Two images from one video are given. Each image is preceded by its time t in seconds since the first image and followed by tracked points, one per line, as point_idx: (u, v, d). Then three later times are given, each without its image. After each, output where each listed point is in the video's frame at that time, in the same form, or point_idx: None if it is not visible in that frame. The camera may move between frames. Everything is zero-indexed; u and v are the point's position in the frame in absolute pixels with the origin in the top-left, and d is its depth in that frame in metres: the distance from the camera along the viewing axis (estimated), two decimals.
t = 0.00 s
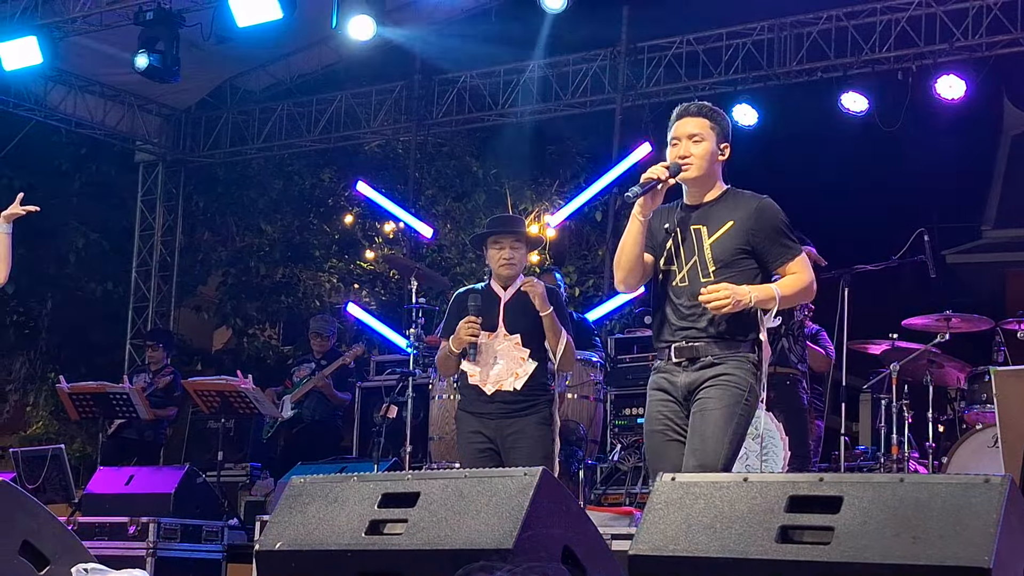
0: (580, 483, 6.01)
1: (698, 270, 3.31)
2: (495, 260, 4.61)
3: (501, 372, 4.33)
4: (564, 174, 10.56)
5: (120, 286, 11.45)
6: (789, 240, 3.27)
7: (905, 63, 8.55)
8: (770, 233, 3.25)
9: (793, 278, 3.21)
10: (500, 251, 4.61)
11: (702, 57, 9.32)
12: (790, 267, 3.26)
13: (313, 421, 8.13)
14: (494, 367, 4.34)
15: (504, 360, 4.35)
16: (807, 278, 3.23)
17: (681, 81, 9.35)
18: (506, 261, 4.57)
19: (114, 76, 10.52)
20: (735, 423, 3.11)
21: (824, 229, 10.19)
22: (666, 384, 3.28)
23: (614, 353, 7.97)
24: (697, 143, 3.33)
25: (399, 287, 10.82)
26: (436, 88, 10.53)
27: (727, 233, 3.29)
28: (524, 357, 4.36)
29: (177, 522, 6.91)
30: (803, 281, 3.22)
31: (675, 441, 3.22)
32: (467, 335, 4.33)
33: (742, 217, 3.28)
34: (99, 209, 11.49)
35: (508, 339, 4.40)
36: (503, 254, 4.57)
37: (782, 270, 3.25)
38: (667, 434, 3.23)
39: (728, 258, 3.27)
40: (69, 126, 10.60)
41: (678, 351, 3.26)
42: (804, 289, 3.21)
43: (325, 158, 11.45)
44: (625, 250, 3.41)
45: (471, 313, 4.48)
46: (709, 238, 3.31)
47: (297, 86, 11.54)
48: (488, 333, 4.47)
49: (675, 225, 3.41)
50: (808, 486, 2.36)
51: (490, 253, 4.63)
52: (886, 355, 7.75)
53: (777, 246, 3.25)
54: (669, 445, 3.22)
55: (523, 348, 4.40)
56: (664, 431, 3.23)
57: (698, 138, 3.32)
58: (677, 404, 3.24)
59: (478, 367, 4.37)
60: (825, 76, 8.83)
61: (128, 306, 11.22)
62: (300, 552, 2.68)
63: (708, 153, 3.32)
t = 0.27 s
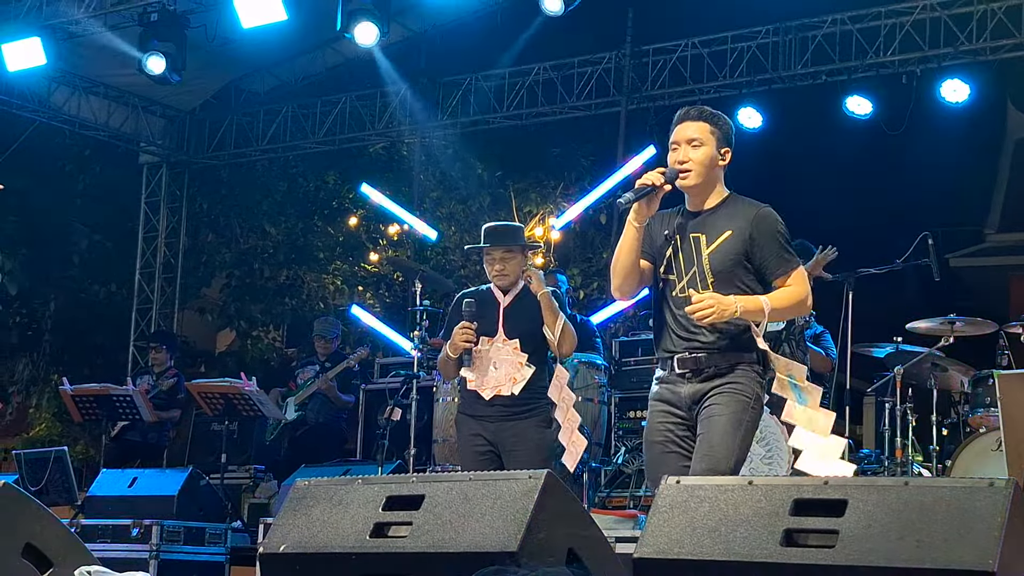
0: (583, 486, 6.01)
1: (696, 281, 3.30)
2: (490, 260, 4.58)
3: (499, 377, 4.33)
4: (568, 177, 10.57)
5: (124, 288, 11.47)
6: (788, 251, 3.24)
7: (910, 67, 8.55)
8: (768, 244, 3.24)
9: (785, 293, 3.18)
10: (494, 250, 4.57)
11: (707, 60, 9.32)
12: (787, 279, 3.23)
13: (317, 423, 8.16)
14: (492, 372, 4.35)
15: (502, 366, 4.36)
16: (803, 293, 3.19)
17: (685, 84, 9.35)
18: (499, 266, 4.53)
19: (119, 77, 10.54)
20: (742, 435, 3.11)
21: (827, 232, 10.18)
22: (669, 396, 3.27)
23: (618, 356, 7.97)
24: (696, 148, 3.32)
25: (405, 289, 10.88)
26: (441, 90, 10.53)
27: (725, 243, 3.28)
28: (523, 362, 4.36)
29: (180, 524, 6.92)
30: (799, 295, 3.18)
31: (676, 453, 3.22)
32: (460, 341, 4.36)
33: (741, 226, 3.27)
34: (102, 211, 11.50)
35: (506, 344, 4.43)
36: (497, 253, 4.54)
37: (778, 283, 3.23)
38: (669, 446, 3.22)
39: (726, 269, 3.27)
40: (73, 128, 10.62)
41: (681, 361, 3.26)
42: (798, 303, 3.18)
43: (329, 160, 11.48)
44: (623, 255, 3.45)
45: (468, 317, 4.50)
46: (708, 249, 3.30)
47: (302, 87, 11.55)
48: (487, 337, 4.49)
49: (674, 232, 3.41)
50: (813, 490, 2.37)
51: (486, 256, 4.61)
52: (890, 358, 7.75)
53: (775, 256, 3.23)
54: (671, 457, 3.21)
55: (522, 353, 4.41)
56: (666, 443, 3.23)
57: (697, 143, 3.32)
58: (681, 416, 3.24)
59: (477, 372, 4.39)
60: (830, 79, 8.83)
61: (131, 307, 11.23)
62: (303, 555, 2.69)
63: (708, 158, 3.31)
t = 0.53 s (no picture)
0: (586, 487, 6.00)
1: (701, 252, 3.22)
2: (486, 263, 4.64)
3: (497, 379, 4.34)
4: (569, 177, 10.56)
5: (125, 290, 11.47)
6: (797, 226, 3.18)
7: (910, 66, 8.55)
8: (776, 218, 3.17)
9: (793, 268, 3.12)
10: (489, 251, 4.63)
11: (708, 60, 9.32)
12: (795, 254, 3.17)
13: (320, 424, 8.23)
14: (489, 373, 4.36)
15: (499, 366, 4.36)
16: (811, 269, 3.14)
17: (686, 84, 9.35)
18: (494, 268, 4.57)
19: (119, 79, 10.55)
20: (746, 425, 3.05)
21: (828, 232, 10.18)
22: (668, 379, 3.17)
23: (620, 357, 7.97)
24: (699, 123, 3.26)
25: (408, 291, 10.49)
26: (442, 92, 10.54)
27: (733, 215, 3.20)
28: (519, 362, 4.36)
29: (183, 526, 6.93)
30: (806, 271, 3.14)
31: (670, 438, 3.13)
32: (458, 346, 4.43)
33: (749, 198, 3.20)
34: (103, 213, 11.51)
35: (503, 344, 4.43)
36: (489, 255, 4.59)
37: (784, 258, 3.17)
38: (664, 430, 3.13)
39: (733, 241, 3.19)
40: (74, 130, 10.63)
41: (681, 342, 3.17)
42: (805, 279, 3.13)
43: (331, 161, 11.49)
44: (623, 232, 3.35)
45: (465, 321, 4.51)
46: (714, 220, 3.23)
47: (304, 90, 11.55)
48: (485, 339, 4.50)
49: (677, 204, 3.32)
50: (816, 489, 2.37)
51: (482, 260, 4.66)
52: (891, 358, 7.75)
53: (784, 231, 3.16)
54: (664, 441, 3.13)
55: (519, 353, 4.42)
56: (660, 426, 3.14)
57: (700, 117, 3.25)
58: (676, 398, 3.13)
59: (475, 374, 4.40)
60: (831, 79, 8.83)
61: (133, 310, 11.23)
62: (307, 556, 2.69)
63: (711, 132, 3.25)
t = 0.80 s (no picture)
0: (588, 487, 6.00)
1: (705, 253, 3.17)
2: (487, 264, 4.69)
3: (498, 381, 4.34)
4: (570, 177, 10.55)
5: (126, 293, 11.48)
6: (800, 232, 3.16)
7: (910, 66, 8.55)
8: (781, 222, 3.13)
9: (796, 272, 3.11)
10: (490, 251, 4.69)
11: (708, 61, 9.33)
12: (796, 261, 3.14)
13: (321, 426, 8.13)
14: (489, 375, 4.37)
15: (499, 368, 4.37)
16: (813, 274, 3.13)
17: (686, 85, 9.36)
18: (494, 266, 4.59)
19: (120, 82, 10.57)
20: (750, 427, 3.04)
21: (829, 231, 10.18)
22: (668, 369, 3.12)
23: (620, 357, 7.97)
24: (699, 119, 3.20)
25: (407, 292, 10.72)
26: (442, 93, 10.56)
27: (737, 218, 3.16)
28: (520, 364, 4.36)
29: (185, 529, 6.94)
30: (808, 277, 3.12)
31: (662, 426, 3.08)
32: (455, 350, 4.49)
33: (755, 202, 3.16)
34: (104, 216, 11.51)
35: (503, 346, 4.44)
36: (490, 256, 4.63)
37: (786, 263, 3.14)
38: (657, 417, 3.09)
39: (737, 244, 3.15)
40: (74, 133, 10.64)
41: (684, 334, 3.12)
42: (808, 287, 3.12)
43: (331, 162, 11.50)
44: (624, 229, 3.30)
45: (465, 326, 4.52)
46: (718, 222, 3.18)
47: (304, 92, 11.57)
48: (485, 341, 4.51)
49: (678, 204, 3.26)
50: (817, 491, 2.37)
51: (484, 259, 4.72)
52: (892, 357, 7.75)
53: (787, 235, 3.13)
54: (656, 428, 3.08)
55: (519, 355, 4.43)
56: (654, 413, 3.09)
57: (700, 114, 3.20)
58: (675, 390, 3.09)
59: (475, 377, 4.41)
60: (830, 79, 8.84)
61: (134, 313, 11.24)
62: (309, 559, 2.69)
63: (712, 128, 3.20)
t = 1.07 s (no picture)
0: (589, 489, 5.99)
1: (698, 259, 3.09)
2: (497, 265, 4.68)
3: (499, 382, 4.34)
4: (570, 179, 10.54)
5: (127, 296, 11.50)
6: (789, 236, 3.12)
7: (909, 65, 8.56)
8: (772, 227, 3.09)
9: (785, 279, 3.07)
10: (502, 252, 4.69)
11: (707, 61, 9.33)
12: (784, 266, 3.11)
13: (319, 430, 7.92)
14: (491, 376, 4.36)
15: (501, 369, 4.36)
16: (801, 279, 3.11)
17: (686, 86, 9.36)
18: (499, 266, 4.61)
19: (119, 86, 10.57)
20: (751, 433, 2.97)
21: (829, 231, 10.18)
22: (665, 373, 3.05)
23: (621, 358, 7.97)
24: (688, 119, 3.15)
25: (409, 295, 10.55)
26: (442, 95, 10.56)
27: (730, 222, 3.10)
28: (521, 367, 4.36)
29: (186, 532, 6.95)
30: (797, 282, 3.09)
31: (658, 429, 3.00)
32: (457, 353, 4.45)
33: (745, 207, 3.11)
34: (104, 220, 11.51)
35: (506, 347, 4.42)
36: (504, 258, 4.65)
37: (775, 267, 3.11)
38: (653, 419, 3.01)
39: (731, 249, 3.09)
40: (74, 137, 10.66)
41: (681, 338, 3.05)
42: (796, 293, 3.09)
43: (331, 166, 11.49)
44: (614, 233, 3.18)
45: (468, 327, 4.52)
46: (711, 227, 3.11)
47: (303, 95, 11.57)
48: (489, 340, 4.49)
49: (666, 210, 3.19)
50: (817, 491, 2.37)
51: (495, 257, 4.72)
52: (893, 357, 7.75)
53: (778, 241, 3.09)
54: (651, 430, 3.00)
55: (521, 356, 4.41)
56: (650, 415, 3.02)
57: (689, 113, 3.15)
58: (672, 394, 3.02)
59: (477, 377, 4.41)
60: (830, 79, 8.84)
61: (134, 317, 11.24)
62: (312, 562, 2.70)
63: (702, 128, 3.14)
